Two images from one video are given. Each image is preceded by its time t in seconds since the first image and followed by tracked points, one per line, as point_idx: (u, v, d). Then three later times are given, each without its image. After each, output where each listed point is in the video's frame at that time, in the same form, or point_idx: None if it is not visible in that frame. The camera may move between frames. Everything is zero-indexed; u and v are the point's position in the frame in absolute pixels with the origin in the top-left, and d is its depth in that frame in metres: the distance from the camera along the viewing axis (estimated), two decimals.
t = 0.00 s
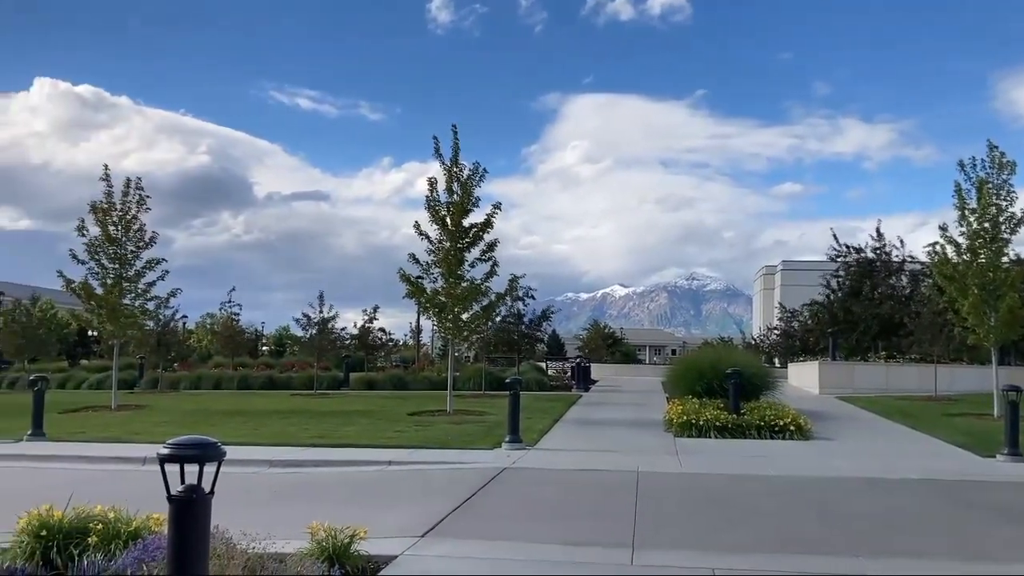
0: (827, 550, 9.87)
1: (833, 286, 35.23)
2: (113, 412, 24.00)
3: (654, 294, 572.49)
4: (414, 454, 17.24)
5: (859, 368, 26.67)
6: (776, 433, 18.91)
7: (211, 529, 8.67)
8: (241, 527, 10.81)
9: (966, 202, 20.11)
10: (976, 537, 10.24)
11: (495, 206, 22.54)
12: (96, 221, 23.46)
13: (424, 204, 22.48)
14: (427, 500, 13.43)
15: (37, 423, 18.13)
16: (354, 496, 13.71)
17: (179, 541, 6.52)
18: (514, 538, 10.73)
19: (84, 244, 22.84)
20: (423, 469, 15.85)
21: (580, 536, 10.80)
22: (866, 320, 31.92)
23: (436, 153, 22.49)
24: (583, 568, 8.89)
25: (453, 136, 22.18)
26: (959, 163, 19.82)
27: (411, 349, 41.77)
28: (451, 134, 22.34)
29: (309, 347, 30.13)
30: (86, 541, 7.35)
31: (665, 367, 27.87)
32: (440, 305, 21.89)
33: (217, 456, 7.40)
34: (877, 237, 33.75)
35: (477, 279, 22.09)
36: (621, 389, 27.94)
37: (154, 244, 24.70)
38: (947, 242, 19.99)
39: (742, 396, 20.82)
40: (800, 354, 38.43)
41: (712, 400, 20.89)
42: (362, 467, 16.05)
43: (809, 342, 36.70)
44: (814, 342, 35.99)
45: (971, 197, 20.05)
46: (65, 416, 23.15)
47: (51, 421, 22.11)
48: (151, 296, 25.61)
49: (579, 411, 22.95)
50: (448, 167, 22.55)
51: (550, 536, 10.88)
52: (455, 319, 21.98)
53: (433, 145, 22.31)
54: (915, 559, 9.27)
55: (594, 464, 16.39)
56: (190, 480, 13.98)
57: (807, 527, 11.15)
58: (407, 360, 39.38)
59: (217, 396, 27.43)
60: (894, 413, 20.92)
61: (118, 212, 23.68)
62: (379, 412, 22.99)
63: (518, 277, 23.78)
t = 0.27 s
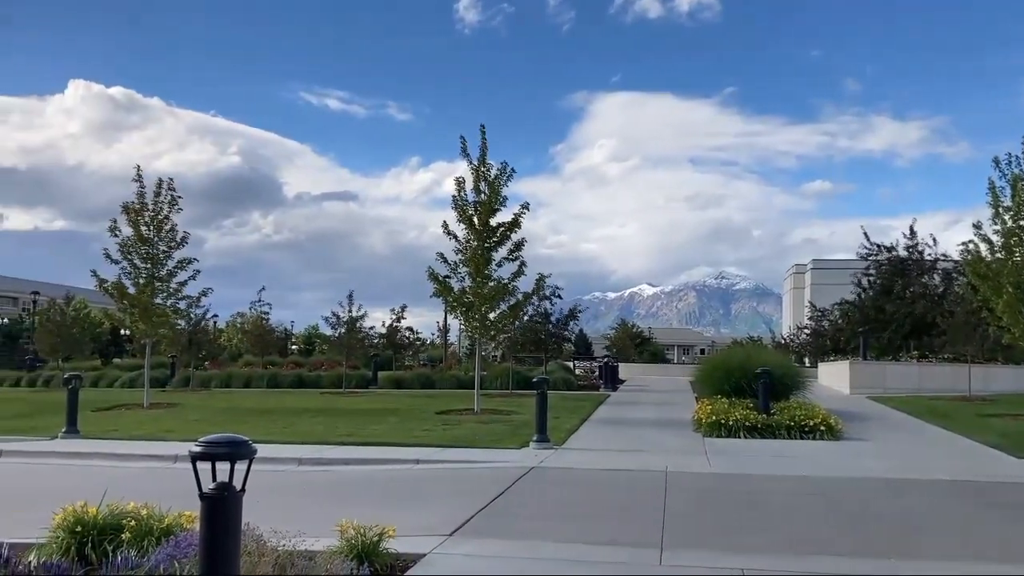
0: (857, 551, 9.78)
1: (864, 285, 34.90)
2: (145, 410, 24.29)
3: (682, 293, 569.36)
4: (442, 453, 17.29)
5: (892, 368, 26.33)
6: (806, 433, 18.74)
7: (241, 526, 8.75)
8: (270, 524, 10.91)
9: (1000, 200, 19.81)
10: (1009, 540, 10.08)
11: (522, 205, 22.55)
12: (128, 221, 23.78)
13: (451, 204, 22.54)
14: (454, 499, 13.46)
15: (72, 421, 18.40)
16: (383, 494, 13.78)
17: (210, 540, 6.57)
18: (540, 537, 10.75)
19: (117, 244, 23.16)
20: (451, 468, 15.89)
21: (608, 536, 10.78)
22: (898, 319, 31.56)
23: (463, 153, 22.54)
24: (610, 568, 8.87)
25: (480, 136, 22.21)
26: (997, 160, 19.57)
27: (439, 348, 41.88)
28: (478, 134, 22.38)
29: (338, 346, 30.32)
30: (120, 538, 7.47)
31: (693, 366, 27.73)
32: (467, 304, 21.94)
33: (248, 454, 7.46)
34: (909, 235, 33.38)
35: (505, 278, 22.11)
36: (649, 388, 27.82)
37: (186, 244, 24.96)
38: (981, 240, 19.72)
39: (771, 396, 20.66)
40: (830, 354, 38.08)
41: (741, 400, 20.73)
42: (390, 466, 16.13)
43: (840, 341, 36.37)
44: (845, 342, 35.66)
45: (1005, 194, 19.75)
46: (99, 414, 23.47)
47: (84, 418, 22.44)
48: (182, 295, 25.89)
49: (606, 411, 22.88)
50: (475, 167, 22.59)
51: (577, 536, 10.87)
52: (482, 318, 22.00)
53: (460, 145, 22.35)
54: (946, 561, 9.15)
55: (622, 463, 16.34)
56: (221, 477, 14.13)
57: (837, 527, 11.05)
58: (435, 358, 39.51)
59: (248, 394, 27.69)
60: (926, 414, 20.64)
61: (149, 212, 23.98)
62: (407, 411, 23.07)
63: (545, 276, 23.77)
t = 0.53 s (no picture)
0: (889, 552, 9.66)
1: (894, 284, 34.51)
2: (175, 408, 24.55)
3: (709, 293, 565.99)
4: (469, 452, 17.31)
5: (923, 368, 25.99)
6: (835, 433, 18.54)
7: (270, 524, 8.81)
8: (299, 522, 10.98)
9: None
10: None
11: (548, 205, 22.52)
12: (159, 221, 24.04)
13: (477, 203, 22.57)
14: (481, 498, 13.48)
15: (104, 418, 18.65)
16: (411, 493, 13.83)
17: (240, 536, 6.63)
18: (568, 536, 10.73)
19: (148, 244, 23.43)
20: (478, 468, 15.91)
21: (635, 536, 10.74)
22: (929, 319, 31.18)
23: (489, 152, 22.56)
24: (638, 568, 8.83)
25: (506, 136, 22.21)
26: None
27: (465, 348, 41.96)
28: (504, 134, 22.39)
29: (365, 345, 30.47)
30: (151, 533, 7.54)
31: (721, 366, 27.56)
32: (493, 304, 21.96)
33: (277, 452, 7.51)
34: (941, 234, 32.97)
35: (531, 277, 22.10)
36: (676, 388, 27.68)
37: (215, 244, 25.20)
38: (1015, 238, 19.43)
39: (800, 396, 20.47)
40: (860, 354, 37.69)
41: (769, 400, 20.56)
42: (417, 465, 16.18)
43: (870, 342, 35.98)
44: (875, 342, 35.28)
45: None
46: (130, 413, 23.76)
47: (116, 417, 22.72)
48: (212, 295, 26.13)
49: (633, 411, 22.80)
50: (501, 166, 22.60)
51: (605, 536, 10.83)
52: (508, 318, 22.01)
53: (486, 145, 22.38)
54: (982, 563, 9.01)
55: (649, 463, 16.27)
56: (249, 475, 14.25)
57: (869, 528, 10.92)
58: (461, 358, 39.60)
59: (276, 393, 27.89)
60: (959, 415, 20.35)
61: (179, 213, 24.23)
62: (433, 410, 23.12)
63: (571, 275, 23.74)
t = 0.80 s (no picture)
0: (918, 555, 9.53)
1: (923, 284, 34.12)
2: (202, 407, 24.76)
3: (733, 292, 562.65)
4: (493, 451, 17.30)
5: (952, 368, 25.64)
6: (863, 434, 18.34)
7: (296, 523, 8.85)
8: (325, 521, 11.04)
9: None
10: None
11: (572, 205, 22.47)
12: (186, 222, 24.27)
13: (501, 203, 22.57)
14: (505, 498, 13.47)
15: (132, 417, 18.84)
16: (435, 492, 13.85)
17: (266, 534, 6.65)
18: (591, 537, 10.69)
19: (175, 245, 23.67)
20: (502, 468, 15.90)
21: (660, 536, 10.69)
22: (958, 318, 30.78)
23: (512, 152, 22.55)
24: (663, 568, 8.78)
25: (530, 136, 22.18)
26: None
27: (488, 348, 41.98)
28: (527, 134, 22.37)
29: (389, 345, 30.57)
30: (179, 531, 7.60)
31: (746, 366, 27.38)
32: (517, 303, 21.96)
33: (303, 451, 7.54)
34: (970, 233, 32.55)
35: (554, 277, 22.07)
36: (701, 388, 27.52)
37: (241, 244, 25.40)
38: None
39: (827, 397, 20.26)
40: (887, 354, 37.29)
41: (796, 401, 20.38)
42: (442, 464, 16.20)
43: (897, 342, 35.59)
44: (903, 343, 34.90)
45: None
46: (158, 412, 24.00)
47: (144, 415, 22.96)
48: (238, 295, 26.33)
49: (658, 411, 22.70)
50: (525, 166, 22.58)
51: (629, 536, 10.79)
52: (532, 318, 21.99)
53: (510, 145, 22.37)
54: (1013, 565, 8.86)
55: (674, 464, 16.18)
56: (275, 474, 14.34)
57: (897, 530, 10.78)
58: (485, 358, 39.64)
59: (301, 393, 28.06)
60: (989, 416, 20.05)
61: (206, 213, 24.45)
62: (457, 410, 23.14)
63: (595, 275, 23.67)
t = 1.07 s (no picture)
0: (943, 557, 9.45)
1: (948, 285, 33.81)
2: (226, 407, 24.98)
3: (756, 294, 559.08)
4: (515, 452, 17.34)
5: (978, 370, 25.38)
6: (887, 436, 18.20)
7: (319, 522, 8.93)
8: (347, 520, 11.12)
9: None
10: None
11: (593, 206, 22.47)
12: (211, 223, 24.50)
13: (522, 204, 22.60)
14: (527, 498, 13.50)
15: (157, 417, 19.06)
16: (457, 492, 13.91)
17: (290, 534, 6.71)
18: (613, 537, 10.71)
19: (200, 246, 23.90)
20: (523, 468, 15.93)
21: (682, 538, 10.69)
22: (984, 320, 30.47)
23: (533, 154, 22.59)
24: (685, 569, 8.77)
25: (551, 137, 22.20)
26: None
27: (510, 349, 42.01)
28: (549, 135, 22.39)
29: (411, 345, 30.68)
30: (203, 530, 7.68)
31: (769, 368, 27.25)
32: (538, 304, 21.98)
33: (326, 451, 7.61)
34: (996, 233, 32.21)
35: (576, 278, 22.07)
36: (723, 390, 27.41)
37: (265, 245, 25.61)
38: None
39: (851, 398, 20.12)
40: (912, 356, 36.97)
41: (819, 403, 20.25)
42: (464, 465, 16.26)
43: (922, 343, 35.29)
44: (928, 344, 34.62)
45: None
46: (183, 411, 24.24)
47: (169, 415, 23.19)
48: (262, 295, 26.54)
49: (680, 412, 22.64)
50: (546, 167, 22.60)
51: (651, 537, 10.79)
52: (553, 318, 22.00)
53: (531, 146, 22.40)
54: None
55: (696, 465, 16.14)
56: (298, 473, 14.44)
57: (921, 533, 10.70)
58: (506, 359, 39.70)
59: (324, 393, 28.22)
60: (1015, 418, 19.82)
61: (231, 214, 24.67)
62: (479, 410, 23.19)
63: (616, 276, 23.65)
